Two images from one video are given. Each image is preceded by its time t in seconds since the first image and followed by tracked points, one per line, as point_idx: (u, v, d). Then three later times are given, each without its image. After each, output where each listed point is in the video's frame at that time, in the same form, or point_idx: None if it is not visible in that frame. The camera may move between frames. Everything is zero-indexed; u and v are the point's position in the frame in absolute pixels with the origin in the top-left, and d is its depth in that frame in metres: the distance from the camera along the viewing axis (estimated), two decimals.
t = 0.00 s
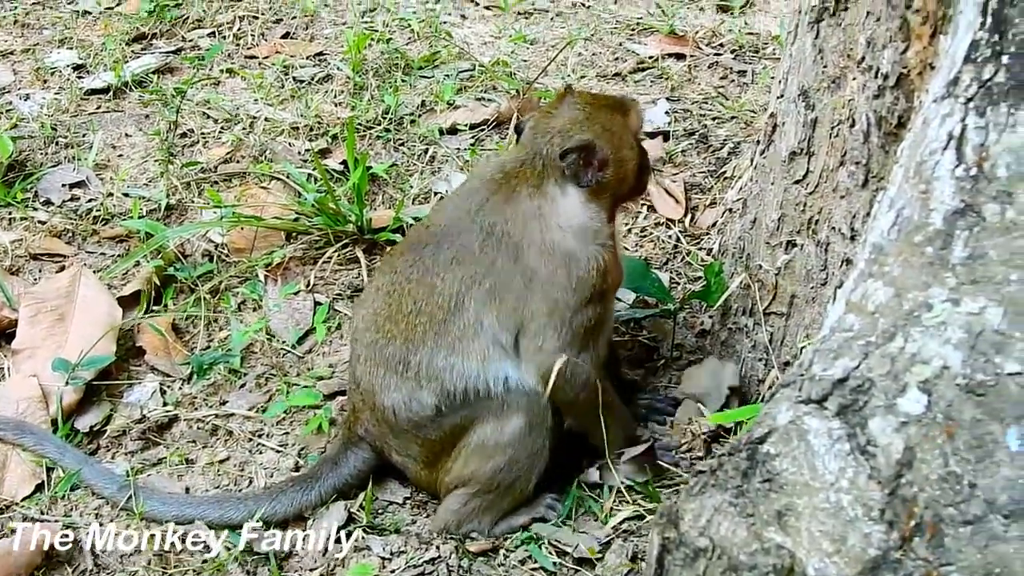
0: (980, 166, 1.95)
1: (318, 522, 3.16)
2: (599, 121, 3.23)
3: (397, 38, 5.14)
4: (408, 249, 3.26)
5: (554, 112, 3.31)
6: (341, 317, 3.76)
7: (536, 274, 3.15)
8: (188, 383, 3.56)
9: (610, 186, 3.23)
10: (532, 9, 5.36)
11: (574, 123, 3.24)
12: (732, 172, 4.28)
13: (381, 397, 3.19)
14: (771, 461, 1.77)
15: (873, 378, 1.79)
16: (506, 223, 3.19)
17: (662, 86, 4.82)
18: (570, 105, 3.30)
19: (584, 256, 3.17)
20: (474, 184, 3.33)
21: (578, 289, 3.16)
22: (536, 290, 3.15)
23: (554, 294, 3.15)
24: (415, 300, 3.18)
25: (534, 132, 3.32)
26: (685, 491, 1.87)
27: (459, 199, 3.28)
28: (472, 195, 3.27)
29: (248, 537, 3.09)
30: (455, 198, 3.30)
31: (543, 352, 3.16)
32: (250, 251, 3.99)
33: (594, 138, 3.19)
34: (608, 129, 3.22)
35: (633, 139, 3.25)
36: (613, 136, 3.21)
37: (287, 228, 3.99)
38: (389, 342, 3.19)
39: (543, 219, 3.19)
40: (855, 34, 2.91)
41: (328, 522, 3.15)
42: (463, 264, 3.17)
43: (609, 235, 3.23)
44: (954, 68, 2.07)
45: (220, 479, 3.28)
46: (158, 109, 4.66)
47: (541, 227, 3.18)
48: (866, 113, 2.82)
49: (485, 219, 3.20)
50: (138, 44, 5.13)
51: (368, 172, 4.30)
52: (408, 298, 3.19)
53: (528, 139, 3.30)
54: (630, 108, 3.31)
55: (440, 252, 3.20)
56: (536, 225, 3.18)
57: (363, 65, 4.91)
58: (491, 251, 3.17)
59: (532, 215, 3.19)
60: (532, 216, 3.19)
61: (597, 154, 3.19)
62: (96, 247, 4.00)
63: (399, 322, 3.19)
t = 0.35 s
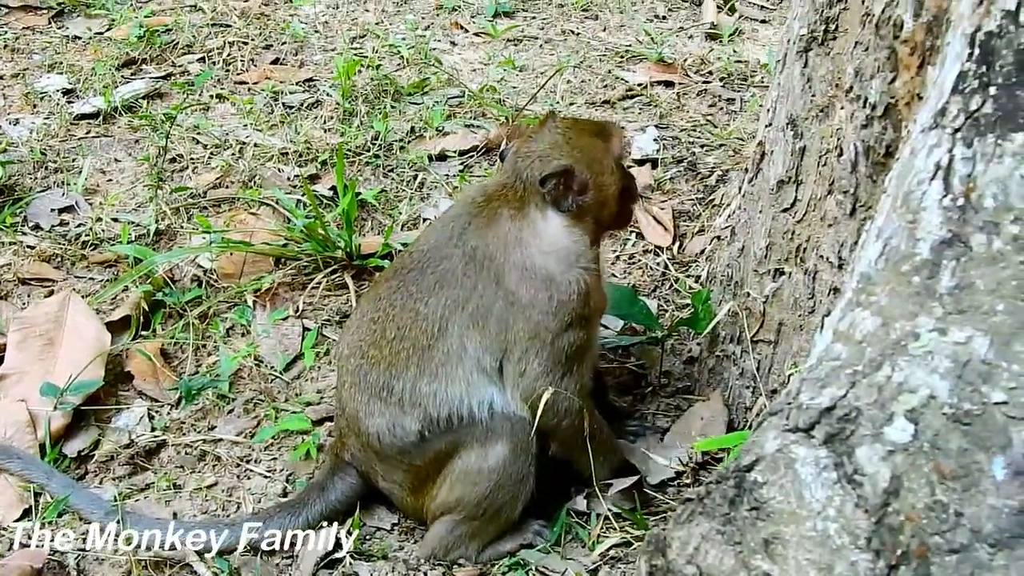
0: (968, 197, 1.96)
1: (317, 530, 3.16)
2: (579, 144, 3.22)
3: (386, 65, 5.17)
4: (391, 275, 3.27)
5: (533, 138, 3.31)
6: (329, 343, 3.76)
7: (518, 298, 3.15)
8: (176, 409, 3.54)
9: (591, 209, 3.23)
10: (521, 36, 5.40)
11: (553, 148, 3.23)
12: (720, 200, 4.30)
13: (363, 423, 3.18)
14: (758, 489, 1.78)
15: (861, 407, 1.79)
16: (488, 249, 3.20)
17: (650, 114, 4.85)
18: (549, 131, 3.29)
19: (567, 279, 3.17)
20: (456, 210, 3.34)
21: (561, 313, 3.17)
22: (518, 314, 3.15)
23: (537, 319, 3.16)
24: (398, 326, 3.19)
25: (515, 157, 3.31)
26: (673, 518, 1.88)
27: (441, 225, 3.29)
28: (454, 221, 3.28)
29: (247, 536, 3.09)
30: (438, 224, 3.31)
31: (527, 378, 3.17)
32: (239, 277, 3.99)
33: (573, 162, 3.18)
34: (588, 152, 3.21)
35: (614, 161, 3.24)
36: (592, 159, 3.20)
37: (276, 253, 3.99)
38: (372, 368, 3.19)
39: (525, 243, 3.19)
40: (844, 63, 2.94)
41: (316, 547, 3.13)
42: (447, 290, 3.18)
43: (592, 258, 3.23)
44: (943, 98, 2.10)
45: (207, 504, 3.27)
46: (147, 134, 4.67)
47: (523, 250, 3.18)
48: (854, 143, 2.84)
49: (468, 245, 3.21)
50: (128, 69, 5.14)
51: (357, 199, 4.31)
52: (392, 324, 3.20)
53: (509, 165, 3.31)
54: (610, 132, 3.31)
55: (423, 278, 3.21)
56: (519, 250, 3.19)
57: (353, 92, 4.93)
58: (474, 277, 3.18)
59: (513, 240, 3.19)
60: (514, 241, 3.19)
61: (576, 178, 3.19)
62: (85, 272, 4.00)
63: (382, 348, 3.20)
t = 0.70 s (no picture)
0: (955, 209, 1.97)
1: (317, 533, 3.17)
2: (561, 151, 3.25)
3: (376, 75, 5.18)
4: (377, 288, 3.28)
5: (512, 149, 3.33)
6: (319, 353, 3.75)
7: (505, 308, 3.17)
8: (165, 418, 3.54)
9: (578, 213, 3.25)
10: (511, 47, 5.41)
11: (536, 155, 3.25)
12: (710, 210, 4.32)
13: (351, 434, 3.18)
14: (746, 499, 1.78)
15: (849, 418, 1.80)
16: (475, 260, 3.21)
17: (640, 125, 4.87)
18: (528, 140, 3.31)
19: (554, 288, 3.18)
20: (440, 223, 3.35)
21: (549, 323, 3.17)
22: (506, 325, 3.16)
23: (525, 328, 3.16)
24: (385, 338, 3.19)
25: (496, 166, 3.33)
26: (663, 528, 1.89)
27: (427, 238, 3.30)
28: (439, 234, 3.29)
29: (247, 536, 3.11)
30: (424, 237, 3.31)
31: (515, 389, 3.18)
32: (229, 286, 3.99)
33: (559, 167, 3.21)
34: (570, 157, 3.24)
35: (596, 163, 3.27)
36: (575, 163, 3.23)
37: (265, 263, 3.99)
38: (360, 379, 3.19)
39: (512, 252, 3.21)
40: (832, 75, 2.95)
41: (306, 557, 3.13)
42: (434, 302, 3.19)
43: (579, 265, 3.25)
44: (931, 110, 2.11)
45: (196, 514, 3.26)
46: (137, 144, 4.67)
47: (510, 262, 3.20)
48: (843, 155, 2.86)
49: (454, 256, 3.22)
50: (117, 79, 5.14)
51: (347, 209, 4.31)
52: (378, 335, 3.20)
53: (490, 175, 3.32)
54: (585, 135, 3.34)
55: (410, 290, 3.22)
56: (506, 259, 3.21)
57: (342, 102, 4.94)
58: (461, 288, 3.19)
59: (501, 249, 3.21)
60: (501, 250, 3.21)
61: (564, 182, 3.21)
62: (74, 281, 3.99)
63: (369, 359, 3.20)
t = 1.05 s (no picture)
0: (946, 217, 1.98)
1: (316, 532, 3.20)
2: (560, 158, 3.32)
3: (368, 82, 5.18)
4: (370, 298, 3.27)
5: (509, 156, 3.37)
6: (311, 359, 3.75)
7: (500, 315, 3.17)
8: (157, 424, 3.53)
9: (575, 220, 3.33)
10: (503, 55, 5.42)
11: (537, 161, 3.32)
12: (701, 218, 4.33)
13: (342, 442, 3.18)
14: (737, 506, 1.79)
15: (839, 426, 1.81)
16: (469, 267, 3.21)
17: (632, 133, 4.88)
18: (526, 148, 3.37)
19: (548, 295, 3.19)
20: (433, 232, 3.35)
21: (543, 329, 3.18)
22: (501, 332, 3.17)
23: (519, 335, 3.17)
24: (378, 347, 3.19)
25: (490, 174, 3.37)
26: (654, 534, 1.90)
27: (419, 247, 3.30)
28: (433, 243, 3.29)
29: (247, 535, 3.12)
30: (418, 244, 3.31)
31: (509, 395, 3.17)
32: (221, 293, 3.99)
33: (562, 173, 3.28)
34: (570, 164, 3.32)
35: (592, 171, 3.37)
36: (577, 170, 3.32)
37: (257, 270, 3.99)
38: (352, 388, 3.19)
39: (508, 259, 3.23)
40: (824, 84, 2.97)
41: (297, 562, 3.13)
42: (428, 310, 3.18)
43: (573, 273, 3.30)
44: (922, 118, 2.12)
45: (188, 520, 3.25)
46: (129, 150, 4.67)
47: (505, 268, 3.21)
48: (834, 163, 2.87)
49: (448, 265, 3.22)
50: (110, 85, 5.14)
51: (339, 216, 4.32)
52: (371, 345, 3.20)
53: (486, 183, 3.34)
54: (578, 143, 3.43)
55: (403, 299, 3.21)
56: (502, 265, 3.22)
57: (335, 109, 4.95)
58: (455, 295, 3.19)
59: (498, 256, 3.23)
60: (497, 257, 3.23)
61: (568, 188, 3.28)
62: (66, 287, 3.99)
63: (362, 369, 3.19)
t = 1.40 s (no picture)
0: (936, 224, 1.99)
1: (315, 532, 3.23)
2: (555, 165, 3.42)
3: (360, 89, 5.19)
4: (366, 307, 3.25)
5: (503, 162, 3.42)
6: (302, 366, 3.75)
7: (504, 319, 3.17)
8: (148, 430, 3.53)
9: (568, 224, 3.42)
10: (495, 62, 5.43)
11: (535, 166, 3.39)
12: (693, 226, 4.34)
13: (333, 450, 3.18)
14: (727, 511, 1.80)
15: (829, 431, 1.82)
16: (471, 271, 3.22)
17: (623, 140, 4.89)
18: (521, 154, 3.44)
19: (550, 298, 3.21)
20: (428, 239, 3.35)
21: (544, 333, 3.19)
22: (505, 336, 3.17)
23: (522, 338, 3.17)
24: (376, 356, 3.18)
25: (486, 181, 3.42)
26: (644, 540, 1.90)
27: (417, 254, 3.29)
28: (431, 249, 3.29)
29: (247, 536, 3.13)
30: (416, 251, 3.31)
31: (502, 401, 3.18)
32: (212, 299, 3.99)
33: (561, 177, 3.38)
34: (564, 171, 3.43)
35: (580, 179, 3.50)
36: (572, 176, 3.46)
37: (249, 276, 3.99)
38: (347, 398, 3.17)
39: (510, 261, 3.24)
40: (815, 92, 2.98)
41: (286, 569, 3.13)
42: (430, 316, 3.17)
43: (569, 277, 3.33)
44: (912, 126, 2.14)
45: (179, 526, 3.25)
46: (121, 156, 4.67)
47: (507, 272, 3.22)
48: (825, 170, 2.88)
49: (448, 270, 3.22)
50: (102, 92, 5.14)
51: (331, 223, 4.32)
52: (368, 354, 3.19)
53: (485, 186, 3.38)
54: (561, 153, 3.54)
55: (403, 307, 3.20)
56: (504, 267, 3.23)
57: (327, 115, 4.95)
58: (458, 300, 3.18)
59: (500, 257, 3.24)
60: (499, 259, 3.24)
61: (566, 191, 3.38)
62: (57, 293, 3.99)
63: (358, 378, 3.18)
